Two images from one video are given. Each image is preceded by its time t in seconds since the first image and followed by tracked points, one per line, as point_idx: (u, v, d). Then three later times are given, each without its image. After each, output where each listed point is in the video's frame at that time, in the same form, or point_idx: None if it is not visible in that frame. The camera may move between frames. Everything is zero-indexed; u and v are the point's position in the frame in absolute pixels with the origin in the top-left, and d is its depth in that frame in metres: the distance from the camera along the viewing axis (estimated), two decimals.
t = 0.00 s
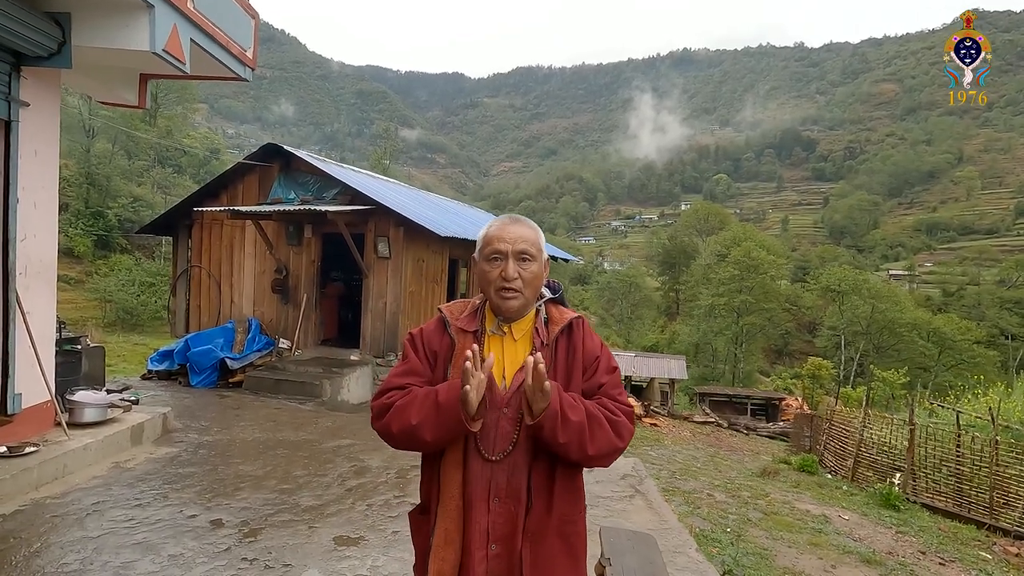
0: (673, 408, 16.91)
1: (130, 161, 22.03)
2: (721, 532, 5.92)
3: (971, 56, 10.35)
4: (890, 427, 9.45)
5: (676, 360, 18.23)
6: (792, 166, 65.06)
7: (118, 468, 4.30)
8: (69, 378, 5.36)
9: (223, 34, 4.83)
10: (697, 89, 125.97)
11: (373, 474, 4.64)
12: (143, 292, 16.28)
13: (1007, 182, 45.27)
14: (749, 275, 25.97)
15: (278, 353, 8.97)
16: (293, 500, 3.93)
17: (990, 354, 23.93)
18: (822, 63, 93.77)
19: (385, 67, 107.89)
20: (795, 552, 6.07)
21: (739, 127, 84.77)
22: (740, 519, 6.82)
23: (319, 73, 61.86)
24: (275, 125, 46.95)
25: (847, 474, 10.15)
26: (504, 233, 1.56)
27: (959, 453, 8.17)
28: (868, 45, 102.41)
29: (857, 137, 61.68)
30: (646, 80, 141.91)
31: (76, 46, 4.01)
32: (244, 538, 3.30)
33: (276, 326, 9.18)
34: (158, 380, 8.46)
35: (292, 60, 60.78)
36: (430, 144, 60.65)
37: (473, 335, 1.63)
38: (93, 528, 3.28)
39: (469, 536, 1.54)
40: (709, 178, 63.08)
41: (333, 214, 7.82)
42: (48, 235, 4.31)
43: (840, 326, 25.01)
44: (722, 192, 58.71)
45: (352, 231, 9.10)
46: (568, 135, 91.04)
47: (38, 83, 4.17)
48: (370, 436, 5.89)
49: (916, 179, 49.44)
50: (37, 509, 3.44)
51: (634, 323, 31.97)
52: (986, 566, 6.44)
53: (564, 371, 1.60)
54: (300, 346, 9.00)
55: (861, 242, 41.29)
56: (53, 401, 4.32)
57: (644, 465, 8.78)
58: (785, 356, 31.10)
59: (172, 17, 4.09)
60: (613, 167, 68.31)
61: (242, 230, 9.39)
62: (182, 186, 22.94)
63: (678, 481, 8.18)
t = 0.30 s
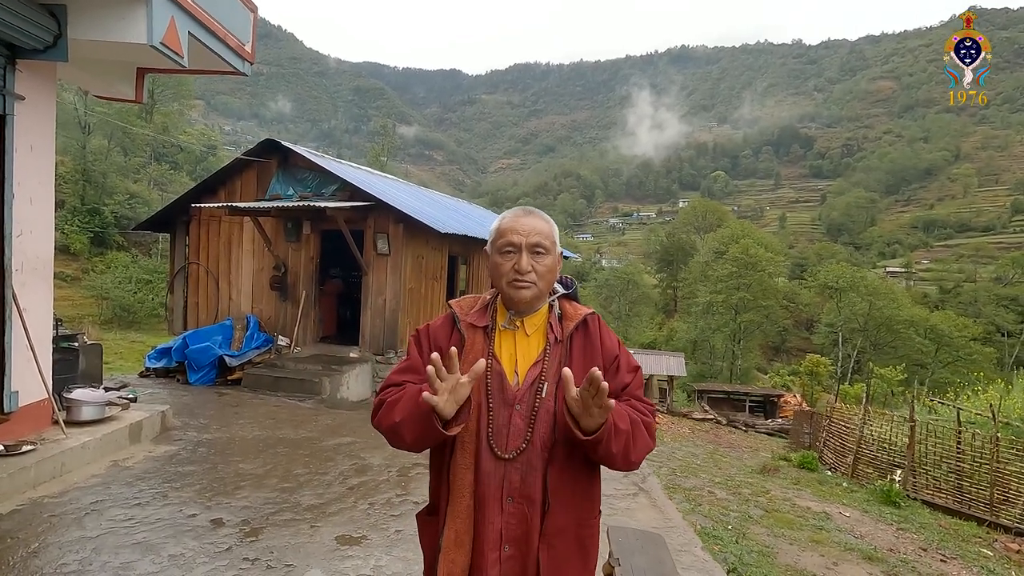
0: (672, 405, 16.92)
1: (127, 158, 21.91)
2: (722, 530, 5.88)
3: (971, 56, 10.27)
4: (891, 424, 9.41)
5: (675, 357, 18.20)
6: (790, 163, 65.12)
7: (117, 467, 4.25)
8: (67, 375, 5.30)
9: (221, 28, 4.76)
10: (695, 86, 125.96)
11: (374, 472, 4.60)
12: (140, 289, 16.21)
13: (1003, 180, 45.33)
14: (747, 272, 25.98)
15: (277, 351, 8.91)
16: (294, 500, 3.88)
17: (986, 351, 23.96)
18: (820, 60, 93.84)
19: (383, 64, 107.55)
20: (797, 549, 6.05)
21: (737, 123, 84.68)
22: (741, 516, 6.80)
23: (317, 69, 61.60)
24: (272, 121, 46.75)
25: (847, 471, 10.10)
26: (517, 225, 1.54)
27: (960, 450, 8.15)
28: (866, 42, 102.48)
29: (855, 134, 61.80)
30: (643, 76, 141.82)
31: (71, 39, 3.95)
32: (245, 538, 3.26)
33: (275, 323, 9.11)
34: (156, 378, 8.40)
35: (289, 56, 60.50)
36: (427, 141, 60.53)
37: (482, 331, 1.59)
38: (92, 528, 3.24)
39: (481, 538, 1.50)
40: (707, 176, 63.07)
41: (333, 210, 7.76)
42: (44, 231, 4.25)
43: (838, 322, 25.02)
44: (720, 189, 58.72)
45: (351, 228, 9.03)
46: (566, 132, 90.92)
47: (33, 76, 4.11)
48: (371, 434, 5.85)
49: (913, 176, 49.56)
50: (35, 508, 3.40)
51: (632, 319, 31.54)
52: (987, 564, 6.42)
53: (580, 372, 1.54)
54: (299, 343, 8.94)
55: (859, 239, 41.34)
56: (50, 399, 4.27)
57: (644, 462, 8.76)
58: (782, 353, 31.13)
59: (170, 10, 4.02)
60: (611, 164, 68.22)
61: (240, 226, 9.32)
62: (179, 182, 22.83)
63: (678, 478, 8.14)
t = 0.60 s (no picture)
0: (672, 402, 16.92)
1: (123, 154, 21.76)
2: (725, 527, 5.84)
3: (971, 56, 9.99)
4: (893, 420, 9.37)
5: (674, 353, 18.21)
6: (787, 159, 65.13)
7: (119, 466, 4.21)
8: (67, 373, 5.25)
9: (223, 22, 4.70)
10: (693, 82, 125.97)
11: (379, 470, 4.57)
12: (137, 287, 16.14)
13: (1000, 176, 45.35)
14: (745, 269, 25.95)
15: (278, 348, 8.87)
16: (300, 498, 3.85)
17: (983, 347, 23.98)
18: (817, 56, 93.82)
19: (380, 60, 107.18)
20: (801, 546, 6.03)
21: (734, 120, 84.62)
22: (743, 513, 6.78)
23: (313, 65, 61.30)
24: (268, 118, 46.52)
25: (849, 467, 10.03)
26: (540, 220, 1.54)
27: (961, 446, 8.15)
28: (864, 39, 102.48)
29: (853, 131, 61.85)
30: (640, 72, 141.58)
31: (71, 32, 3.88)
32: (252, 537, 3.22)
33: (275, 320, 9.05)
34: (156, 376, 8.35)
35: (286, 52, 60.18)
36: (425, 137, 60.32)
37: (504, 327, 1.57)
38: (97, 528, 3.19)
39: (503, 541, 1.47)
40: (705, 172, 63.04)
41: (333, 206, 7.70)
42: (44, 228, 4.20)
43: (835, 319, 25.03)
44: (717, 185, 58.71)
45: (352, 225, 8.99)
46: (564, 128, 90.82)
47: (33, 70, 4.05)
48: (374, 432, 5.82)
49: (910, 173, 49.68)
50: (37, 508, 3.36)
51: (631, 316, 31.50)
52: (990, 559, 6.42)
53: (606, 370, 1.52)
54: (299, 341, 8.90)
55: (856, 236, 41.34)
56: (51, 397, 4.22)
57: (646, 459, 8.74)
58: (780, 349, 31.18)
59: (171, 3, 3.96)
60: (609, 161, 68.14)
61: (240, 223, 9.26)
62: (175, 179, 22.72)
63: (681, 475, 8.11)
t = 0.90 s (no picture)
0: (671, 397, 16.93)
1: (120, 150, 21.64)
2: (728, 523, 5.78)
3: (971, 57, 9.66)
4: (895, 416, 9.32)
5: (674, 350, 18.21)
6: (785, 156, 65.17)
7: (119, 463, 4.16)
8: (65, 370, 5.20)
9: (222, 12, 4.63)
10: (691, 79, 125.85)
11: (382, 467, 4.53)
12: (134, 283, 16.08)
13: (997, 173, 45.35)
14: (743, 265, 25.91)
15: (277, 345, 8.83)
16: (303, 496, 3.81)
17: (980, 343, 24.00)
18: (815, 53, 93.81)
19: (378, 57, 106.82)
20: (803, 542, 5.99)
21: (732, 116, 84.55)
22: (746, 509, 6.73)
23: (311, 61, 61.02)
24: (265, 114, 46.31)
25: (849, 463, 9.94)
26: (557, 211, 1.54)
27: (964, 440, 8.12)
28: (862, 35, 102.42)
29: (851, 128, 61.93)
30: (638, 69, 141.27)
31: (69, 23, 3.81)
32: (255, 535, 3.18)
33: (274, 316, 8.99)
34: (154, 372, 8.29)
35: (283, 48, 59.87)
36: (422, 134, 60.11)
37: (520, 321, 1.57)
38: (98, 526, 3.15)
39: (523, 539, 1.47)
40: (704, 168, 62.98)
41: (333, 202, 7.63)
42: (42, 223, 4.14)
43: (833, 315, 25.02)
44: (715, 181, 58.66)
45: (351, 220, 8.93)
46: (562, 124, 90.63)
47: (29, 61, 3.99)
48: (376, 429, 5.78)
49: (907, 169, 49.76)
50: (37, 506, 3.31)
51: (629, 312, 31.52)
52: (993, 556, 6.39)
53: (625, 366, 1.53)
54: (299, 337, 8.85)
55: (854, 232, 41.37)
56: (49, 395, 4.16)
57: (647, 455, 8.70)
58: (778, 345, 31.23)
59: None
60: (607, 157, 68.02)
61: (238, 218, 9.18)
62: (172, 175, 22.63)
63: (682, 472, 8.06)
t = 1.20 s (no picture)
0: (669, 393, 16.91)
1: (115, 146, 21.46)
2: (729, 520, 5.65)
3: (971, 56, 9.32)
4: (895, 411, 9.22)
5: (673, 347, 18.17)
6: (783, 152, 65.13)
7: (112, 462, 4.07)
8: (56, 367, 5.09)
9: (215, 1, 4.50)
10: (688, 75, 125.74)
11: (380, 465, 4.45)
12: (130, 280, 15.97)
13: (994, 169, 45.34)
14: (742, 261, 25.81)
15: (274, 341, 8.73)
16: (300, 495, 3.72)
17: (977, 339, 23.91)
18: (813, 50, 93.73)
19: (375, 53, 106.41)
20: (806, 539, 5.87)
21: (730, 112, 84.41)
22: (747, 506, 6.65)
23: (307, 57, 60.69)
24: (262, 110, 46.06)
25: (850, 459, 9.86)
26: (566, 199, 1.47)
27: (964, 436, 8.04)
28: (859, 31, 102.37)
29: (848, 124, 61.92)
30: (636, 65, 140.99)
31: (56, 10, 3.65)
32: (250, 537, 3.10)
33: (271, 313, 8.89)
34: (149, 369, 8.19)
35: (279, 44, 59.54)
36: (419, 130, 59.86)
37: (527, 315, 1.50)
38: (88, 528, 3.06)
39: (529, 545, 1.41)
40: (701, 165, 62.89)
41: (330, 196, 7.53)
42: (30, 217, 4.03)
43: (831, 311, 25.00)
44: (713, 178, 58.59)
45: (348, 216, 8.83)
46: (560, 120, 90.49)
47: (15, 49, 3.86)
48: (374, 426, 5.70)
49: (905, 165, 49.76)
50: (25, 507, 3.22)
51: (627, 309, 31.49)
52: (996, 552, 6.26)
53: (639, 363, 1.45)
54: (296, 334, 8.77)
55: (851, 228, 41.36)
56: (40, 392, 4.07)
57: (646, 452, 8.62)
58: (775, 341, 31.25)
59: None
60: (604, 153, 67.81)
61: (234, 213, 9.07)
62: (168, 171, 22.49)
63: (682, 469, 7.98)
